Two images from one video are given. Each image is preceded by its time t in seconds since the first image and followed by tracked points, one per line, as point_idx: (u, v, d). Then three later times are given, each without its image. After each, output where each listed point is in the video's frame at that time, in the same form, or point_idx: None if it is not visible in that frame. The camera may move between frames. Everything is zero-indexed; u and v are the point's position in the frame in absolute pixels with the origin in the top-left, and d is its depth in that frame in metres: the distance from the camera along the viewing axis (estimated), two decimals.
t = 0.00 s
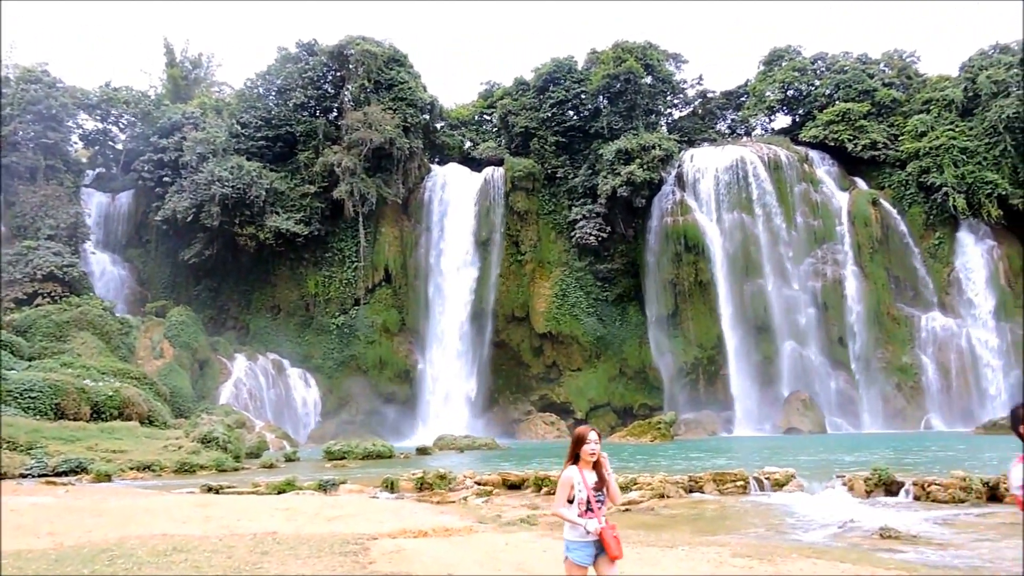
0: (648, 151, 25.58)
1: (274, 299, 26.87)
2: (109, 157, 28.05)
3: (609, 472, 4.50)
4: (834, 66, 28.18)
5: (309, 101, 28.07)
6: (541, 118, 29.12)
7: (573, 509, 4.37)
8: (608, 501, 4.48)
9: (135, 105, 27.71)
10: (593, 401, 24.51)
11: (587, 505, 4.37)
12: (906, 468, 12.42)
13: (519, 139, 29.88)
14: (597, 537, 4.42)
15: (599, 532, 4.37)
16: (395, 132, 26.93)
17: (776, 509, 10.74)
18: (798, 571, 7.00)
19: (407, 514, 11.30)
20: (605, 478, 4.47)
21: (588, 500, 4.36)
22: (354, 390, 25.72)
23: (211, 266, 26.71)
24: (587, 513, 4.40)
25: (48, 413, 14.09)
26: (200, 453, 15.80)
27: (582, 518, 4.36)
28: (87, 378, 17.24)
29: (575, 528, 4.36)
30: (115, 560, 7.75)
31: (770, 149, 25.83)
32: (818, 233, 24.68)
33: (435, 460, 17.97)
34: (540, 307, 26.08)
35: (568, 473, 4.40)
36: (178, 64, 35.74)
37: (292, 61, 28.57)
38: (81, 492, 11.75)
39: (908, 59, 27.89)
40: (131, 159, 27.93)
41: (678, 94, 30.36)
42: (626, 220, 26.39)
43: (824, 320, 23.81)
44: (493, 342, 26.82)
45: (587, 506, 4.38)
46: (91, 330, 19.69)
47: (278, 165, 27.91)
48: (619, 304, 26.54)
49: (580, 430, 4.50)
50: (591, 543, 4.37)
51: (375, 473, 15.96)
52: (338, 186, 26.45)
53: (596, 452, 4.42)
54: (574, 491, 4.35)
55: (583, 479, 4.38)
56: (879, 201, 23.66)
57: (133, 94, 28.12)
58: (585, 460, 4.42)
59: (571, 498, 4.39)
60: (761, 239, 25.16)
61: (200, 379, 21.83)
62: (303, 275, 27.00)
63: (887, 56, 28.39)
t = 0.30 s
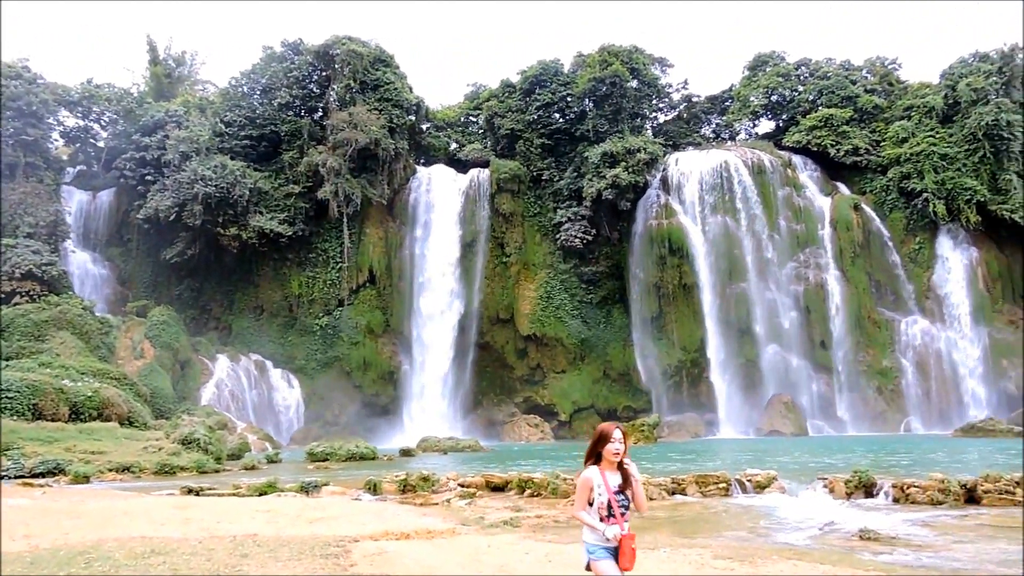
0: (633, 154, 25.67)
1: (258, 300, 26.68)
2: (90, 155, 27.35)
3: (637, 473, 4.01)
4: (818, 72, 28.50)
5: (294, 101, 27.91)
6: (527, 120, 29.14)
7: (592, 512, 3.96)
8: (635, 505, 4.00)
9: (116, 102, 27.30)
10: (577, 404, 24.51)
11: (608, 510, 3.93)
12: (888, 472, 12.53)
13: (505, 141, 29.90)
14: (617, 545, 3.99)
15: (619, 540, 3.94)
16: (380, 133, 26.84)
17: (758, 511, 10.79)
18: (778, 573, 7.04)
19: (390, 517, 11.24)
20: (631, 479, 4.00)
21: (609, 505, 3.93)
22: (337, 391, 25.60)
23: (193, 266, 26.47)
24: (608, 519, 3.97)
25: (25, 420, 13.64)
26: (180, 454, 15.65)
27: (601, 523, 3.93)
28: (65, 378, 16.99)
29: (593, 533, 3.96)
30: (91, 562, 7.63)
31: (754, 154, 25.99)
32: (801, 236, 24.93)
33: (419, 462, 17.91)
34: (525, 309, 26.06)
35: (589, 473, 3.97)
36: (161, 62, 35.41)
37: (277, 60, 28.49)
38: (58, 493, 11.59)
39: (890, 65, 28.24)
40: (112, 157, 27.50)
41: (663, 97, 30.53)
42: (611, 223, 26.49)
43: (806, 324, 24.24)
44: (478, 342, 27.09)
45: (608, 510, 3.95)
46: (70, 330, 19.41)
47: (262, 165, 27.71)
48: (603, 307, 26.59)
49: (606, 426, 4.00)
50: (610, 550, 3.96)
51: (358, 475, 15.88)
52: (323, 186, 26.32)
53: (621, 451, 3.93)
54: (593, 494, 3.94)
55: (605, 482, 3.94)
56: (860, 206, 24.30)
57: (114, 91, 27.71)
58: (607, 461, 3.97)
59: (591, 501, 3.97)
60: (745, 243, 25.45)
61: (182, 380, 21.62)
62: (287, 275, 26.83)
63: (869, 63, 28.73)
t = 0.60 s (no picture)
0: (619, 156, 25.75)
1: (242, 301, 26.52)
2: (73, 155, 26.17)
3: (666, 461, 3.61)
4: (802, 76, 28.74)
5: (279, 101, 27.79)
6: (513, 122, 29.15)
7: (623, 509, 3.53)
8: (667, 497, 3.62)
9: (99, 101, 26.73)
10: (564, 405, 24.54)
11: (642, 505, 3.52)
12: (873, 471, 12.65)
13: (491, 142, 29.88)
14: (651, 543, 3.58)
15: (654, 537, 3.53)
16: (366, 134, 26.80)
17: (744, 512, 10.81)
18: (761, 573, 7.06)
19: (375, 519, 11.17)
20: (660, 469, 3.60)
21: (643, 500, 3.51)
22: (323, 393, 25.52)
23: (177, 267, 26.32)
24: (639, 516, 3.55)
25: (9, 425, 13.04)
26: (163, 457, 15.52)
27: (635, 520, 3.52)
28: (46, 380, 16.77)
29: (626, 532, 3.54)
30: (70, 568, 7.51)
31: (738, 155, 26.33)
32: (784, 237, 25.19)
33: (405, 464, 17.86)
34: (512, 311, 26.04)
35: (617, 467, 3.52)
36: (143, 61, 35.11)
37: (262, 60, 28.38)
38: (37, 497, 11.43)
39: (873, 68, 28.52)
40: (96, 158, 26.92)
41: (649, 99, 30.68)
42: (597, 225, 26.53)
43: (790, 325, 24.27)
44: (465, 343, 27.05)
45: (640, 505, 3.54)
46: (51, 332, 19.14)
47: (247, 166, 27.56)
48: (589, 308, 26.65)
49: (631, 414, 3.58)
50: (645, 548, 3.57)
51: (343, 477, 15.81)
52: (308, 187, 26.24)
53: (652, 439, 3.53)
54: (624, 489, 3.50)
55: (636, 475, 3.51)
56: (844, 208, 24.46)
57: (97, 90, 27.25)
58: (636, 451, 3.53)
59: (620, 497, 3.54)
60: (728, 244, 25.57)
61: (165, 383, 21.44)
62: (272, 277, 26.68)
63: (853, 66, 29.02)
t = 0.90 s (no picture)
0: (605, 158, 25.84)
1: (226, 303, 26.32)
2: (54, 155, 26.57)
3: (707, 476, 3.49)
4: (786, 79, 28.95)
5: (264, 102, 27.62)
6: (500, 124, 29.12)
7: (664, 525, 3.37)
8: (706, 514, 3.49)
9: (82, 100, 26.40)
10: (550, 407, 24.55)
11: (684, 520, 3.38)
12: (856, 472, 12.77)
13: (478, 144, 29.82)
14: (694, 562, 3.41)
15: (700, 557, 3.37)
16: (352, 134, 26.73)
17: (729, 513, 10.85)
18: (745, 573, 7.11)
19: (360, 522, 11.12)
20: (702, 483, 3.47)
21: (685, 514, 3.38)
22: (308, 394, 25.41)
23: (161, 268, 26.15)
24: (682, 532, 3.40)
25: None
26: (146, 460, 15.40)
27: (678, 538, 3.36)
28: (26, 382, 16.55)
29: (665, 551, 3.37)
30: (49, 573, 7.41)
31: (723, 159, 26.32)
32: (769, 240, 25.35)
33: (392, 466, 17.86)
34: (498, 312, 25.99)
35: (657, 479, 3.38)
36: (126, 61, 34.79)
37: (247, 61, 28.22)
38: (17, 501, 11.28)
39: (856, 73, 28.80)
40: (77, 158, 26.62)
41: (635, 102, 30.79)
42: (583, 226, 26.58)
43: (774, 327, 24.43)
44: (451, 345, 26.99)
45: (682, 521, 3.39)
46: (31, 333, 18.86)
47: (231, 166, 27.35)
48: (575, 310, 26.70)
49: (671, 424, 3.46)
50: (687, 569, 3.40)
51: (328, 480, 15.73)
52: (294, 188, 26.11)
53: (692, 450, 3.44)
54: (665, 503, 3.35)
55: (678, 487, 3.38)
56: (828, 212, 24.69)
57: (79, 89, 26.88)
58: (677, 463, 3.41)
59: (660, 512, 3.39)
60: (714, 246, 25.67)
61: (148, 385, 21.25)
62: (257, 278, 26.49)
63: (837, 70, 29.28)
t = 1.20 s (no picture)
0: (592, 158, 25.89)
1: (212, 303, 26.14)
2: (37, 155, 26.39)
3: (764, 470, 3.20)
4: (773, 79, 29.09)
5: (250, 101, 27.44)
6: (487, 124, 29.06)
7: (712, 522, 3.11)
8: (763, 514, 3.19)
9: (64, 100, 26.06)
10: (539, 407, 24.57)
11: (735, 518, 3.10)
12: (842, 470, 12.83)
13: (466, 144, 29.73)
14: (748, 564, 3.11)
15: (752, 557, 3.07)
16: (339, 134, 26.65)
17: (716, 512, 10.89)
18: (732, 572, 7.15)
19: (348, 523, 11.08)
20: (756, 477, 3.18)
21: (738, 511, 3.09)
22: (295, 395, 25.32)
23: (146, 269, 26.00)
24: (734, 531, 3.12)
25: None
26: (132, 462, 15.31)
27: (729, 536, 3.07)
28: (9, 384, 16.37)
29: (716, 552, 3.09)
30: None
31: (710, 158, 26.34)
32: (756, 239, 25.54)
33: (381, 466, 17.83)
34: (486, 312, 25.97)
35: (705, 471, 3.12)
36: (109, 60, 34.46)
37: (232, 60, 28.01)
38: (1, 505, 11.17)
39: (842, 73, 28.99)
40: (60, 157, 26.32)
41: (622, 101, 30.86)
42: (571, 226, 26.60)
43: (762, 326, 24.59)
44: (439, 345, 26.93)
45: (735, 519, 3.10)
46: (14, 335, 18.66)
47: (217, 166, 27.16)
48: (563, 310, 26.74)
49: (718, 411, 3.21)
50: (740, 572, 3.10)
51: (316, 480, 15.68)
52: (280, 188, 25.99)
53: (743, 439, 3.17)
54: (713, 497, 3.08)
55: (728, 480, 3.11)
56: (813, 211, 24.97)
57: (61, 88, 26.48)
58: (726, 453, 3.15)
59: (708, 507, 3.11)
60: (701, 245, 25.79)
61: (133, 386, 21.10)
62: (244, 278, 26.34)
63: (822, 71, 29.46)
